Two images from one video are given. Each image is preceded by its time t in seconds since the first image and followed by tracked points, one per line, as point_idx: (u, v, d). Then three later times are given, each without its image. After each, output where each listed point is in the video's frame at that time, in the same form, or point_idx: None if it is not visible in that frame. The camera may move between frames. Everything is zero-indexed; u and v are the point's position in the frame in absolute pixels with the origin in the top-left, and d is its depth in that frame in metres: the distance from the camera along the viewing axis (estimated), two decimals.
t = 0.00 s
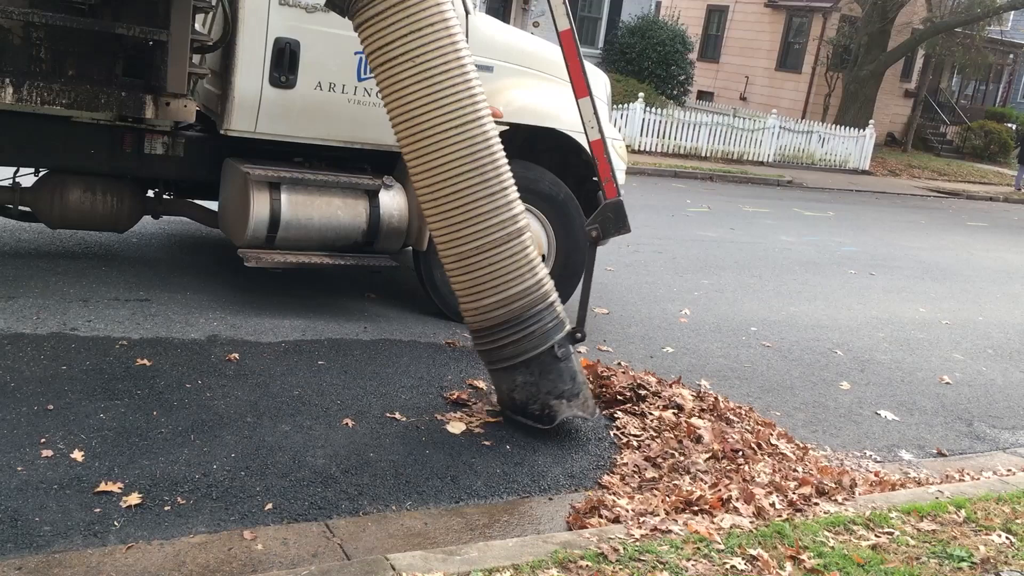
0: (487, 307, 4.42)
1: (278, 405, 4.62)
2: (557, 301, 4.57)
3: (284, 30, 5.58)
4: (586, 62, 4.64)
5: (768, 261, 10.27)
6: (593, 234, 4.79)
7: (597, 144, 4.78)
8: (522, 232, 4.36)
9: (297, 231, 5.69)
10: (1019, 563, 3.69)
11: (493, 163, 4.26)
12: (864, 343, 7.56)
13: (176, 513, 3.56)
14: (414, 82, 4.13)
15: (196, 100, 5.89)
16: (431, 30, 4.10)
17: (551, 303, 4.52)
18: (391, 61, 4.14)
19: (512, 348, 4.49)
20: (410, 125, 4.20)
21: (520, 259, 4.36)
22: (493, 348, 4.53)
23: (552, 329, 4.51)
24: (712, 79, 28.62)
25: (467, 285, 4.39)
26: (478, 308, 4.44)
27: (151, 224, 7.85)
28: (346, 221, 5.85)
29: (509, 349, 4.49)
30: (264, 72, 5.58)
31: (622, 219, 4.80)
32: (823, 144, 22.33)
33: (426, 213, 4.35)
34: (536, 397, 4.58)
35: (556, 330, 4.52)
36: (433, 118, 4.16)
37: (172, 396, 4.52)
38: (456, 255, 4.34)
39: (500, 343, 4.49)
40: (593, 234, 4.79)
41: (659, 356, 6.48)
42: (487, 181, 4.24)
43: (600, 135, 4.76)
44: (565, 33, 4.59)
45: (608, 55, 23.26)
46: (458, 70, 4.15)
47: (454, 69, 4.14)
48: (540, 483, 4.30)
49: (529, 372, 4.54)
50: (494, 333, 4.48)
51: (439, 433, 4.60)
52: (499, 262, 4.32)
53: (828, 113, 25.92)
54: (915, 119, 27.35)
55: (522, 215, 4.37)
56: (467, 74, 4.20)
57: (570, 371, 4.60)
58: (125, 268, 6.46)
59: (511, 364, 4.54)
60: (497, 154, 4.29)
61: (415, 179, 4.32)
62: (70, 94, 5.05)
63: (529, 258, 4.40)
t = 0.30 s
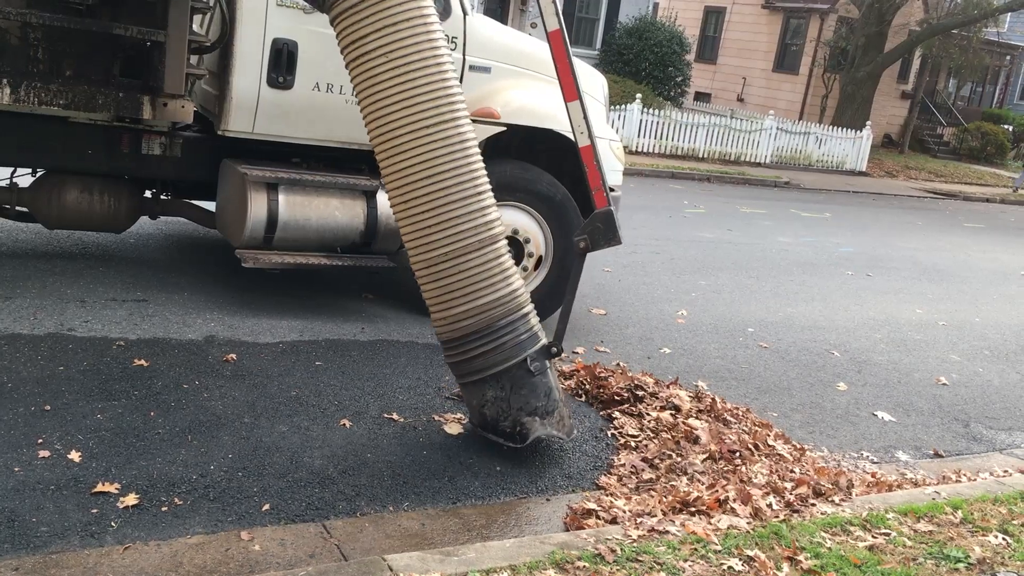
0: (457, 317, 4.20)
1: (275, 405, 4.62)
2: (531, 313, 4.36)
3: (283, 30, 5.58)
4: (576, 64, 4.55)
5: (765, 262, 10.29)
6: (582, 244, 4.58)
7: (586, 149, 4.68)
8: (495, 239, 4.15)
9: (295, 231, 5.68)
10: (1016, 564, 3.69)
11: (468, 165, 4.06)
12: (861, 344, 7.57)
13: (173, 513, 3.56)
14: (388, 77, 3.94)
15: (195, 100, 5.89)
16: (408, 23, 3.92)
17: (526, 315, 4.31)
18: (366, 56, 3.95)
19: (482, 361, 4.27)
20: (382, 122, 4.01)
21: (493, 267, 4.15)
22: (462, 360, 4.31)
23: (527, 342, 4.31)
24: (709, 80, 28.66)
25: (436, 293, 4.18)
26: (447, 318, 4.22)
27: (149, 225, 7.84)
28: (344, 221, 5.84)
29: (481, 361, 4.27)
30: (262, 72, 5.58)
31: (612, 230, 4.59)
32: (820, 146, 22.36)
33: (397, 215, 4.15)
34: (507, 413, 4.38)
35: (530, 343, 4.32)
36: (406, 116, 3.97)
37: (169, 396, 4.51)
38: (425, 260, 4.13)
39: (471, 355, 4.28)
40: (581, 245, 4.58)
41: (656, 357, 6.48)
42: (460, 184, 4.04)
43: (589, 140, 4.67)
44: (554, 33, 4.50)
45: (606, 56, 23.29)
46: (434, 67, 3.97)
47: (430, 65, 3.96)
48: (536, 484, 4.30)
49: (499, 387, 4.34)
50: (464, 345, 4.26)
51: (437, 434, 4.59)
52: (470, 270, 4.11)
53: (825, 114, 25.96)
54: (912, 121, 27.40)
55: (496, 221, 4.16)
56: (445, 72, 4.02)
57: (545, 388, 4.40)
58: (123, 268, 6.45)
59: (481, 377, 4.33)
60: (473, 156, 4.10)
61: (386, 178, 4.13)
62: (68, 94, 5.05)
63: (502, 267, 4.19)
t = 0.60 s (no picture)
0: (472, 323, 4.14)
1: (275, 405, 4.62)
2: (550, 320, 4.27)
3: (282, 30, 5.58)
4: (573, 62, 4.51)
5: (764, 262, 10.29)
6: (580, 244, 4.53)
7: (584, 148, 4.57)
8: (510, 242, 4.09)
9: (294, 231, 5.68)
10: (1015, 564, 3.69)
11: (480, 167, 4.03)
12: (861, 344, 7.57)
13: (173, 513, 3.56)
14: (396, 80, 3.96)
15: (194, 100, 5.90)
16: (415, 26, 3.94)
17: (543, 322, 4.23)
18: (373, 60, 3.98)
19: (498, 369, 4.20)
20: (392, 126, 4.02)
21: (508, 271, 4.09)
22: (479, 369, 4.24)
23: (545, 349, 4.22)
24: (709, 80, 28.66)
25: (450, 298, 4.14)
26: (462, 325, 4.17)
27: (148, 224, 7.85)
28: (344, 221, 5.84)
29: (496, 369, 4.20)
30: (261, 72, 5.58)
31: (610, 231, 4.53)
32: (820, 145, 22.35)
33: (410, 220, 4.13)
34: (524, 424, 4.27)
35: (548, 351, 4.23)
36: (416, 118, 3.97)
37: (168, 396, 4.51)
38: (439, 265, 4.10)
39: (487, 363, 4.20)
40: (580, 244, 4.52)
41: (655, 357, 6.48)
42: (472, 186, 4.01)
43: (587, 139, 4.56)
44: (551, 31, 4.50)
45: (606, 56, 23.30)
46: (443, 69, 3.97)
47: (438, 66, 3.96)
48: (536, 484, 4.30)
49: (515, 397, 4.23)
50: (480, 352, 4.19)
51: (437, 434, 4.59)
52: (484, 273, 4.06)
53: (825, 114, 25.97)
54: (911, 120, 27.41)
55: (510, 224, 4.10)
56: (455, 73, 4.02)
57: (564, 399, 4.29)
58: (122, 268, 6.45)
59: (498, 386, 4.25)
60: (485, 158, 4.07)
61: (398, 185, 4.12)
62: (67, 94, 5.05)
63: (518, 271, 4.12)
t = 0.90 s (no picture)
0: (476, 318, 4.18)
1: (276, 403, 4.61)
2: (551, 313, 4.32)
3: (284, 27, 5.58)
4: (578, 62, 4.54)
5: (766, 260, 10.28)
6: (584, 242, 4.63)
7: (588, 147, 4.66)
8: (513, 239, 4.12)
9: (295, 229, 5.67)
10: (1017, 562, 3.69)
11: (484, 165, 4.05)
12: (863, 342, 7.56)
13: (174, 511, 3.55)
14: (400, 78, 3.95)
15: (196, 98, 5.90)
16: (419, 24, 3.92)
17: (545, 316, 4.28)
18: (377, 58, 3.97)
19: (501, 363, 4.25)
20: (396, 124, 4.02)
21: (511, 268, 4.13)
22: (482, 362, 4.29)
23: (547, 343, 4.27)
24: (710, 78, 28.62)
25: (453, 294, 4.17)
26: (465, 319, 4.21)
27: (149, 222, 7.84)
28: (346, 219, 5.84)
29: (499, 363, 4.26)
30: (263, 69, 5.57)
31: (615, 228, 4.60)
32: (822, 143, 22.33)
33: (414, 216, 4.15)
34: (524, 415, 4.34)
35: (550, 345, 4.29)
36: (420, 117, 3.97)
37: (169, 394, 4.51)
38: (443, 261, 4.12)
39: (490, 357, 4.26)
40: (584, 242, 4.63)
41: (657, 355, 6.47)
42: (476, 184, 4.02)
43: (591, 139, 4.65)
44: (556, 31, 4.49)
45: (607, 54, 23.28)
46: (447, 67, 3.97)
47: (443, 64, 3.96)
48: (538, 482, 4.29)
49: (515, 389, 4.31)
50: (483, 347, 4.24)
51: (438, 432, 4.59)
52: (487, 270, 4.10)
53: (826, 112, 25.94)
54: (913, 118, 27.38)
55: (513, 223, 4.13)
56: (459, 71, 4.02)
57: (563, 390, 4.36)
58: (123, 266, 6.44)
59: (500, 379, 4.30)
60: (489, 155, 4.09)
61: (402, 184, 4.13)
62: (69, 92, 5.04)
63: (521, 267, 4.16)
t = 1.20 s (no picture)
0: (474, 311, 4.27)
1: (277, 402, 4.61)
2: (546, 306, 4.43)
3: (290, 26, 5.57)
4: (589, 62, 4.62)
5: (766, 258, 10.27)
6: (594, 238, 4.68)
7: (598, 146, 4.75)
8: (511, 235, 4.22)
9: (300, 228, 5.66)
10: (1019, 560, 3.68)
11: (485, 163, 4.12)
12: (864, 340, 7.55)
13: (175, 511, 3.55)
14: (405, 77, 3.99)
15: (203, 97, 5.90)
16: (425, 23, 3.96)
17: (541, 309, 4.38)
18: (382, 56, 4.00)
19: (498, 355, 4.35)
20: (399, 122, 4.06)
21: (510, 263, 4.22)
22: (479, 353, 4.38)
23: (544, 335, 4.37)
24: (710, 76, 28.60)
25: (452, 288, 4.25)
26: (464, 313, 4.29)
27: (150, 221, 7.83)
28: (352, 218, 5.83)
29: (497, 355, 4.35)
30: (269, 69, 5.57)
31: (624, 223, 4.69)
32: (822, 141, 22.31)
33: (414, 213, 4.20)
34: (522, 404, 4.43)
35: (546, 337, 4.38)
36: (424, 116, 4.01)
37: (170, 394, 4.50)
38: (443, 257, 4.19)
39: (488, 349, 4.35)
40: (593, 238, 4.68)
41: (657, 353, 6.47)
42: (478, 182, 4.10)
43: (601, 137, 4.73)
44: (568, 31, 4.56)
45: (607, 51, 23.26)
46: (451, 66, 4.02)
47: (447, 64, 4.01)
48: (539, 481, 4.29)
49: (514, 378, 4.39)
50: (481, 339, 4.33)
51: (439, 430, 4.59)
52: (487, 266, 4.18)
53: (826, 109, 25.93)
54: (913, 116, 27.36)
55: (511, 219, 4.22)
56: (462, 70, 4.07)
57: (560, 378, 4.44)
58: (123, 265, 6.43)
59: (497, 369, 4.40)
60: (489, 153, 4.16)
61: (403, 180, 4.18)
62: (76, 91, 5.03)
63: (518, 262, 4.25)
